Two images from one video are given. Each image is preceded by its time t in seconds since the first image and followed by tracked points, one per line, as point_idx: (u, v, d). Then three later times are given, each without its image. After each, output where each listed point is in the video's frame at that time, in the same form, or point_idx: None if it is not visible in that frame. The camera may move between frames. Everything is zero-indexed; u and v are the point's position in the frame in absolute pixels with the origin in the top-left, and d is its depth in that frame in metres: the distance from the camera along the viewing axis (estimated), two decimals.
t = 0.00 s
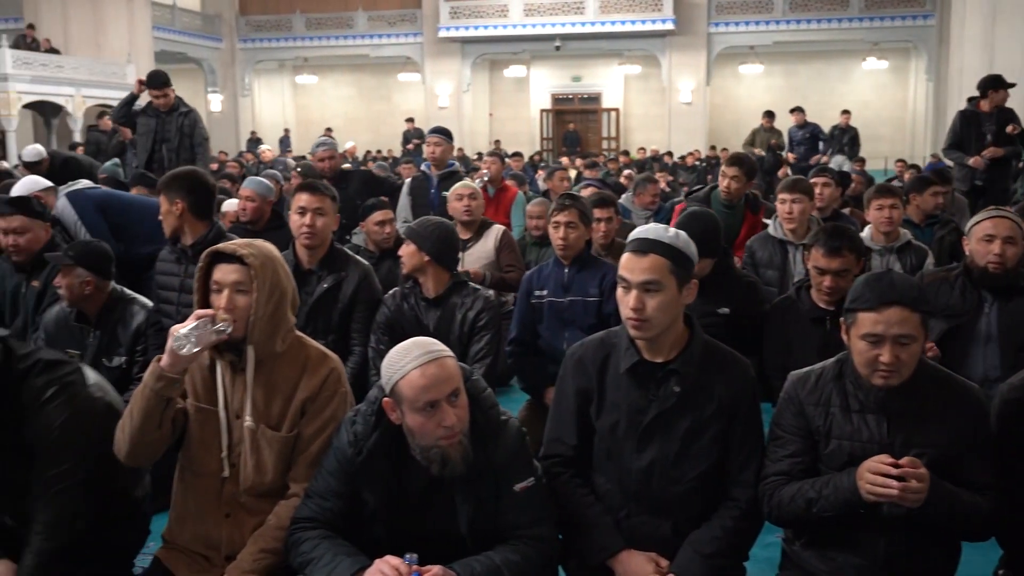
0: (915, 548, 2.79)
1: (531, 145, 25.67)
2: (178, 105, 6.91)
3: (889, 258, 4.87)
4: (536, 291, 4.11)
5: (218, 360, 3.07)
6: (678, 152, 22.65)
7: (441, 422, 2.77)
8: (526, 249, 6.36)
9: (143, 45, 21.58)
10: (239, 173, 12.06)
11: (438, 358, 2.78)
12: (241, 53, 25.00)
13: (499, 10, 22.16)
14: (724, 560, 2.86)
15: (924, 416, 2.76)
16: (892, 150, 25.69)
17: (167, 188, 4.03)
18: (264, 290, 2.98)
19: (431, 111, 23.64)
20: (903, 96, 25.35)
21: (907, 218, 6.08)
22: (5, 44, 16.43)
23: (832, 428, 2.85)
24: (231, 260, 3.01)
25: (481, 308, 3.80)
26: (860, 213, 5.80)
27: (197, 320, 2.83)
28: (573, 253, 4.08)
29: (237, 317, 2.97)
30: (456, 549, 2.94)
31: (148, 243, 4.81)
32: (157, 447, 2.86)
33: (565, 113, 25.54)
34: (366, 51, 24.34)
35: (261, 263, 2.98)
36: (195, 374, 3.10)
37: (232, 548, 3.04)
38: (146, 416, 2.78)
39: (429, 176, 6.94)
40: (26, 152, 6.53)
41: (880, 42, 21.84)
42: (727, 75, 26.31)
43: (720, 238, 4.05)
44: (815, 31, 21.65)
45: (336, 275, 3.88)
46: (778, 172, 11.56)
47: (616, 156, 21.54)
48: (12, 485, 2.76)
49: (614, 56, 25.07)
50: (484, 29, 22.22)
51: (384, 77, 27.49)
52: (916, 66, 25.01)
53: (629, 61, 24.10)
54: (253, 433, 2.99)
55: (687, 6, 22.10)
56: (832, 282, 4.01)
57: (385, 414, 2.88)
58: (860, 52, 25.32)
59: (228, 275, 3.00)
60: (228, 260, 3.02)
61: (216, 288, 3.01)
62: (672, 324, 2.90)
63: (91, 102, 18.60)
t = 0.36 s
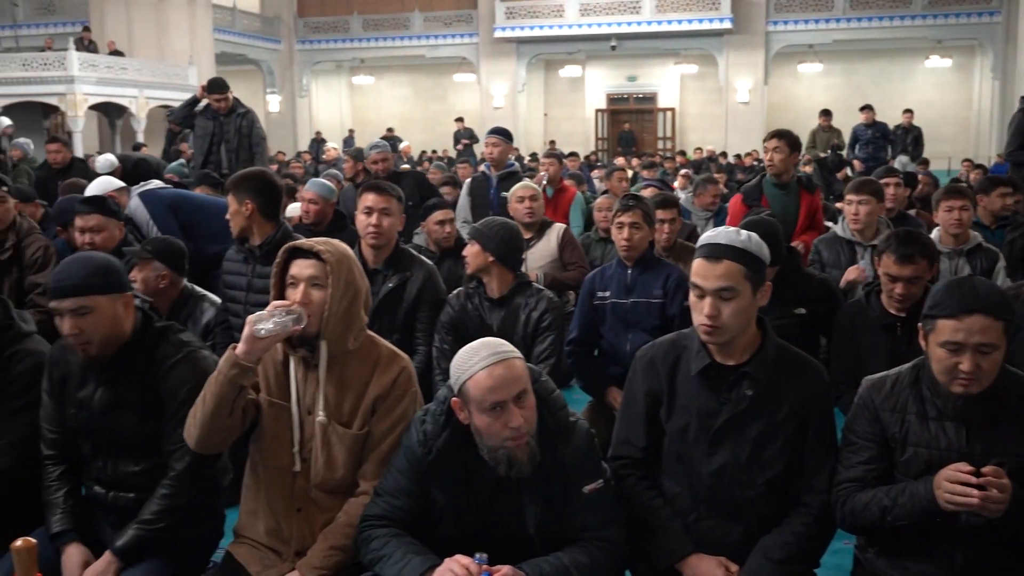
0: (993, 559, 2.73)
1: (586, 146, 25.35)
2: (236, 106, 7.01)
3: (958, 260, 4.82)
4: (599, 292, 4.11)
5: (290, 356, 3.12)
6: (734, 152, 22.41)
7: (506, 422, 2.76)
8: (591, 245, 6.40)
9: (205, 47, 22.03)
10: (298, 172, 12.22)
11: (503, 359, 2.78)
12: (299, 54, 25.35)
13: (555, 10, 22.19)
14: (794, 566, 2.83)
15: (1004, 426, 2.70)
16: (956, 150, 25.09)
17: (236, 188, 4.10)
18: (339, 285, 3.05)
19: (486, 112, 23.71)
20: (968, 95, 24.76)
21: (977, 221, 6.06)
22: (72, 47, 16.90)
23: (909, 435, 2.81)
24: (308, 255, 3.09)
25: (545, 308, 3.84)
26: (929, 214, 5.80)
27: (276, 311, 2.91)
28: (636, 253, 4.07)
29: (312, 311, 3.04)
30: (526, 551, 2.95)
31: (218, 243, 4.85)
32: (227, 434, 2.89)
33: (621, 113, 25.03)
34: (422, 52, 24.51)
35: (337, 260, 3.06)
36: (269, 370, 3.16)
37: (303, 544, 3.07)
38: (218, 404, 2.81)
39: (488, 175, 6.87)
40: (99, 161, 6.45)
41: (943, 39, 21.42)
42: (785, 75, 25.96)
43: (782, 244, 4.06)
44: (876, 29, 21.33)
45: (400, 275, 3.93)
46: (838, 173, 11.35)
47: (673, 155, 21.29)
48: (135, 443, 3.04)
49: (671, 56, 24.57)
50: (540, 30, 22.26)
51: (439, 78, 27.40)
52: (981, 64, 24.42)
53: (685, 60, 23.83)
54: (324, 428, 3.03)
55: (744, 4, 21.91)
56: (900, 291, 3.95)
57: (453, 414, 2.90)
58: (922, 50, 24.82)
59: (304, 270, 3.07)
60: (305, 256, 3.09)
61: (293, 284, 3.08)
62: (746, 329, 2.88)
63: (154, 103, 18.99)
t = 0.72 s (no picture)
0: None
1: (636, 146, 25.10)
2: (290, 107, 7.09)
3: None
4: (657, 293, 4.09)
5: (353, 355, 3.15)
6: (786, 151, 22.15)
7: (551, 424, 2.73)
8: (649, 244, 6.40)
9: (259, 47, 22.07)
10: (352, 173, 12.34)
11: (552, 361, 2.75)
12: (350, 55, 25.64)
13: (606, 10, 22.16)
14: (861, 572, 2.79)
15: None
16: (1017, 150, 24.46)
17: (294, 186, 4.13)
18: (402, 285, 3.05)
19: (536, 112, 23.73)
20: None
21: None
22: (130, 49, 17.21)
23: (981, 441, 2.76)
24: (371, 255, 3.10)
25: (603, 310, 3.83)
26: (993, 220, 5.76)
27: (339, 315, 2.93)
28: (694, 254, 4.04)
29: (374, 311, 3.05)
30: (587, 552, 2.93)
31: (277, 243, 4.89)
32: (294, 433, 2.94)
33: (671, 113, 24.81)
34: (471, 52, 24.58)
35: (400, 259, 3.06)
36: (331, 369, 3.18)
37: (365, 542, 3.10)
38: (283, 406, 2.85)
39: (543, 176, 6.83)
40: (165, 155, 6.62)
41: (1002, 36, 21.01)
42: (840, 74, 25.58)
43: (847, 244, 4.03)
44: (934, 27, 20.93)
45: (458, 274, 3.98)
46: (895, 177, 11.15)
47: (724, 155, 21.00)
48: (218, 428, 3.13)
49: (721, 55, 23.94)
50: (591, 29, 22.25)
51: (488, 78, 27.27)
52: None
53: (736, 59, 23.52)
54: (386, 427, 3.06)
55: (798, 2, 21.69)
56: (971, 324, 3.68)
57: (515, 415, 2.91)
58: (982, 48, 24.25)
59: (367, 270, 3.08)
60: (368, 256, 3.11)
61: (355, 283, 3.10)
62: (815, 335, 2.87)
63: (209, 103, 19.23)
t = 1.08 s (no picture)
0: None
1: (685, 146, 24.80)
2: (344, 108, 7.16)
3: None
4: (713, 295, 4.11)
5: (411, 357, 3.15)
6: (838, 151, 21.85)
7: (600, 425, 2.74)
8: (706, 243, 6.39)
9: (309, 49, 22.23)
10: (399, 172, 12.37)
11: (609, 372, 2.74)
12: (399, 56, 25.86)
13: (655, 9, 22.05)
14: None
15: None
16: None
17: (352, 187, 4.18)
18: (459, 287, 3.01)
19: (584, 112, 23.68)
20: None
21: None
22: (183, 50, 17.44)
23: None
24: (428, 258, 3.06)
25: (661, 310, 3.82)
26: None
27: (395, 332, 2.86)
28: (752, 254, 4.06)
29: (432, 315, 3.03)
30: (651, 553, 2.91)
31: (332, 242, 4.89)
32: (363, 445, 3.02)
33: (721, 112, 24.46)
34: (520, 52, 24.63)
35: (456, 261, 3.01)
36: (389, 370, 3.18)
37: (424, 542, 3.11)
38: (351, 422, 2.93)
39: (596, 176, 6.83)
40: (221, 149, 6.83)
41: None
42: (892, 73, 25.15)
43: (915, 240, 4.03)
44: (991, 24, 20.54)
45: (515, 274, 4.06)
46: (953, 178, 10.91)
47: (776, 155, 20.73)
48: (284, 422, 3.27)
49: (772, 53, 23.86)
50: (640, 28, 22.18)
51: (536, 77, 27.16)
52: None
53: (787, 58, 23.22)
54: (445, 428, 3.06)
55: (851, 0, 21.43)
56: None
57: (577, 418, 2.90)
58: None
59: (424, 273, 3.05)
60: (424, 259, 3.07)
61: (412, 286, 3.08)
62: (883, 338, 2.82)
63: (261, 104, 19.44)
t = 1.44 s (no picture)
0: None
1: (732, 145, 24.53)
2: (398, 109, 7.21)
3: None
4: (768, 297, 4.16)
5: (467, 360, 3.15)
6: (889, 150, 21.48)
7: (641, 423, 2.75)
8: (757, 247, 6.43)
9: (356, 49, 22.33)
10: (447, 172, 12.43)
11: (667, 385, 2.72)
12: (445, 56, 26.00)
13: (703, 8, 21.91)
14: None
15: None
16: None
17: (403, 188, 4.18)
18: (518, 290, 3.01)
19: (630, 112, 23.56)
20: None
21: None
22: (233, 52, 17.67)
23: None
24: (488, 261, 3.06)
25: (715, 312, 3.78)
26: None
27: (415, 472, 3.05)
28: (808, 257, 4.09)
29: (490, 318, 3.02)
30: (708, 558, 2.88)
31: (384, 242, 4.92)
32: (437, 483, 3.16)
33: (769, 112, 24.19)
34: (566, 52, 24.61)
35: (516, 264, 3.02)
36: (440, 374, 3.18)
37: (479, 543, 3.11)
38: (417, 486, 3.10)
39: (645, 176, 6.79)
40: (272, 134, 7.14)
41: None
42: (947, 70, 24.63)
43: (978, 239, 3.99)
44: None
45: (567, 273, 4.10)
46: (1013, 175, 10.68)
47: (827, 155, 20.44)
48: (340, 421, 3.29)
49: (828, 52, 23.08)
50: (687, 27, 22.04)
51: (581, 77, 27.01)
52: None
53: (837, 56, 22.88)
54: (501, 431, 3.07)
55: None
56: None
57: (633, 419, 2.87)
58: None
59: (484, 275, 3.05)
60: (484, 261, 3.07)
61: (471, 287, 3.07)
62: (946, 342, 2.76)
63: (309, 105, 19.61)
